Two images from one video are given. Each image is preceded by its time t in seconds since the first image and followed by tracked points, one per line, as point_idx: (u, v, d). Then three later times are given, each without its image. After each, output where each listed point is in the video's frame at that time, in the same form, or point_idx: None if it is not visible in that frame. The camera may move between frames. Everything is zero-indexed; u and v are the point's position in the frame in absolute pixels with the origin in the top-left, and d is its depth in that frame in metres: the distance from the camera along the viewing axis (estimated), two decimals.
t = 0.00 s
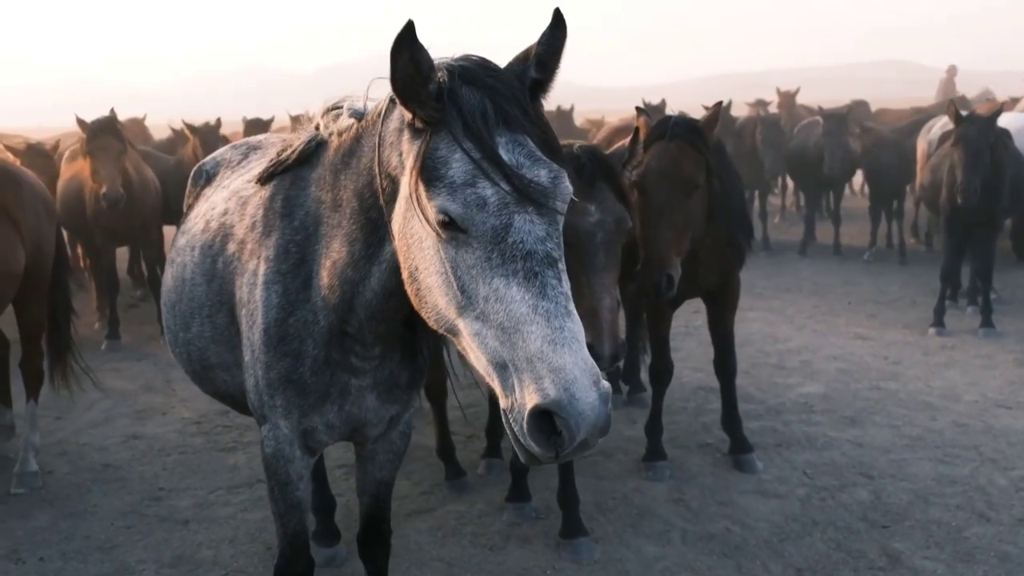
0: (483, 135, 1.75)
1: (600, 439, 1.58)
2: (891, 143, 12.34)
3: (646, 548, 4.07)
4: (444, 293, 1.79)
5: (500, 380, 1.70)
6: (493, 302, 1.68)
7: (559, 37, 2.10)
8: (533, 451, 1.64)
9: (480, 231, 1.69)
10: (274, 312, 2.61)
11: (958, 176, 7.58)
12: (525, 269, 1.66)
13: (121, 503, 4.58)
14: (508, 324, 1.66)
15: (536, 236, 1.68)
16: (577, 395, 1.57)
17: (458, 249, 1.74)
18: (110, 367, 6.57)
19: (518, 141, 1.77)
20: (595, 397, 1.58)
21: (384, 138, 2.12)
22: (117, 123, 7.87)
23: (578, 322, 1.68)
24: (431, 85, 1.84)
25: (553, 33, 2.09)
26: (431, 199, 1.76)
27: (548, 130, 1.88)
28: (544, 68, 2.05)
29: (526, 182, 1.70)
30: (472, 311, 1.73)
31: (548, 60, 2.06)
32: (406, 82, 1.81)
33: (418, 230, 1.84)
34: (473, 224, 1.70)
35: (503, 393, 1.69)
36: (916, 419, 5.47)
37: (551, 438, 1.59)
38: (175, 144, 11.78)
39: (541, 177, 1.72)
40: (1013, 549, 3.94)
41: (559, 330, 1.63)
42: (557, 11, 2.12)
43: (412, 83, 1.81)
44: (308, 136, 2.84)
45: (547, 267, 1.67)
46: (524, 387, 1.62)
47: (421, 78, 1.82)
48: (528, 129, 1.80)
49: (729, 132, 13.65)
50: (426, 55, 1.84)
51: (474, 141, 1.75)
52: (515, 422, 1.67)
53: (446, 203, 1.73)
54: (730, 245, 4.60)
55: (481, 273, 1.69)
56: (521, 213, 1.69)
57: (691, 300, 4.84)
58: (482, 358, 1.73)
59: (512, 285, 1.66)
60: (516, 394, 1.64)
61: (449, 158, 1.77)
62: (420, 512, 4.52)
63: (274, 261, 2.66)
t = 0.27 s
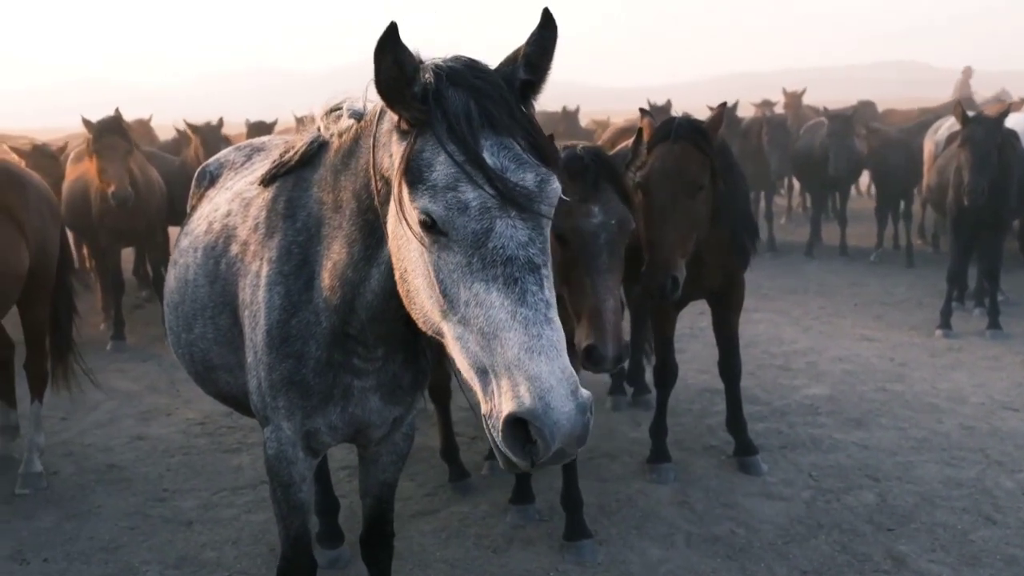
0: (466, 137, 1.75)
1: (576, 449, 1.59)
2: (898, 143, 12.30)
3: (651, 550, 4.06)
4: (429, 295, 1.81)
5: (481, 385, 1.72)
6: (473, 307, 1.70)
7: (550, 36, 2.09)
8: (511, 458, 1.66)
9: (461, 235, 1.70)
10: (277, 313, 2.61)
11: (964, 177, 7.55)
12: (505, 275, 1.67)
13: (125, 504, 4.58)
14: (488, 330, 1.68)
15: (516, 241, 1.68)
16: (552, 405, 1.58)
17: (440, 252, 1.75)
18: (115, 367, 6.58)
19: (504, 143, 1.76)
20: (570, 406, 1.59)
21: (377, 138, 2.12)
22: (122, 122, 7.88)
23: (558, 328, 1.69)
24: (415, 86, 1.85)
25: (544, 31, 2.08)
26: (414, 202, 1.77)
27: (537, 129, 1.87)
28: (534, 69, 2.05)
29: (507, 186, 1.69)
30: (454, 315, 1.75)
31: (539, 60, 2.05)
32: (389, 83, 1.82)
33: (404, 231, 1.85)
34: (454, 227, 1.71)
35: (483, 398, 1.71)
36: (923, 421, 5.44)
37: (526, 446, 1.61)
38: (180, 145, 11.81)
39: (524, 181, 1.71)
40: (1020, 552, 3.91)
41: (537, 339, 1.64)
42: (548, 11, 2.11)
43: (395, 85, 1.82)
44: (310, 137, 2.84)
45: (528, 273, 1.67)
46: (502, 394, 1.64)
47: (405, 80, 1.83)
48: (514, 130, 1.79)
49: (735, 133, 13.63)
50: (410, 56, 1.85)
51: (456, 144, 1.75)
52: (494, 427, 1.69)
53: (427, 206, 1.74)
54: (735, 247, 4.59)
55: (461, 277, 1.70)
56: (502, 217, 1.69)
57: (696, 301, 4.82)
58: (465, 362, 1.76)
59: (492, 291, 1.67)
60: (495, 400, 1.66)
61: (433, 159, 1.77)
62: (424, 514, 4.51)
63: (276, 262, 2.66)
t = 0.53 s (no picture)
0: (456, 139, 1.77)
1: (556, 459, 1.60)
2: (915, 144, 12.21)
3: (663, 553, 4.04)
4: (421, 297, 1.83)
5: (468, 389, 1.74)
6: (459, 311, 1.72)
7: (548, 37, 2.09)
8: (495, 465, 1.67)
9: (447, 239, 1.72)
10: (288, 313, 2.61)
11: (982, 178, 7.49)
12: (491, 281, 1.68)
13: (139, 503, 4.60)
14: (472, 335, 1.69)
15: (503, 246, 1.69)
16: (531, 414, 1.59)
17: (430, 255, 1.77)
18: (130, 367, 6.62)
19: (495, 146, 1.78)
20: (550, 416, 1.59)
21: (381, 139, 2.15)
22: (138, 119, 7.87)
23: (545, 335, 1.70)
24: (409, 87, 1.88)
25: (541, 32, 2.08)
26: (405, 204, 1.80)
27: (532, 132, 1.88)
28: (531, 69, 2.05)
29: (495, 190, 1.71)
30: (443, 318, 1.77)
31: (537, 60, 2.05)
32: (382, 83, 1.85)
33: (400, 232, 1.88)
34: (441, 230, 1.73)
35: (470, 403, 1.73)
36: (939, 425, 5.39)
37: (506, 454, 1.62)
38: (195, 145, 11.87)
39: (513, 185, 1.73)
40: None
41: (521, 346, 1.65)
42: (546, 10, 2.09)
43: (387, 85, 1.85)
44: (323, 137, 2.85)
45: (513, 279, 1.68)
46: (485, 401, 1.66)
47: (398, 80, 1.86)
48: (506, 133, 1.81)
49: (751, 133, 13.57)
50: (402, 57, 1.88)
51: (446, 146, 1.78)
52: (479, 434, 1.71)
53: (416, 208, 1.76)
54: (749, 248, 4.56)
55: (448, 281, 1.72)
56: (490, 221, 1.70)
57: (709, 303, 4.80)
58: (454, 364, 1.78)
59: (478, 295, 1.69)
60: (479, 406, 1.68)
61: (424, 161, 1.79)
62: (436, 515, 4.51)
63: (289, 262, 2.66)
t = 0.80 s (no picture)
0: (446, 141, 1.81)
1: (536, 467, 1.59)
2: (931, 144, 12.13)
3: (673, 555, 4.02)
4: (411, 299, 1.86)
5: (454, 394, 1.75)
6: (445, 315, 1.74)
7: (542, 41, 2.13)
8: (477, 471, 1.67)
9: (433, 241, 1.75)
10: (299, 313, 2.61)
11: (998, 179, 7.43)
12: (476, 285, 1.70)
13: (151, 502, 4.62)
14: (456, 339, 1.71)
15: (489, 250, 1.72)
16: (511, 421, 1.58)
17: (418, 257, 1.80)
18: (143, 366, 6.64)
19: (485, 148, 1.82)
20: (531, 423, 1.59)
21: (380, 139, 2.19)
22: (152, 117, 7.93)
23: (530, 341, 1.70)
24: (400, 86, 1.93)
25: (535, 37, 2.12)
26: (394, 205, 1.83)
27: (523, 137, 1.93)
28: (524, 73, 2.10)
29: (482, 194, 1.74)
30: (431, 322, 1.79)
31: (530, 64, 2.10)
32: (373, 81, 1.90)
33: (392, 234, 1.92)
34: (427, 232, 1.76)
35: (455, 408, 1.74)
36: (954, 427, 5.34)
37: (485, 460, 1.62)
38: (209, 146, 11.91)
39: (501, 189, 1.76)
40: None
41: (503, 353, 1.65)
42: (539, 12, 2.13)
43: (378, 85, 1.90)
44: (334, 137, 2.85)
45: (498, 284, 1.70)
46: (467, 407, 1.67)
47: (389, 79, 1.91)
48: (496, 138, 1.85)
49: (764, 134, 13.51)
50: (392, 57, 1.93)
51: (435, 149, 1.82)
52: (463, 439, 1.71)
53: (403, 209, 1.79)
54: (762, 249, 4.54)
55: (435, 284, 1.75)
56: (476, 225, 1.73)
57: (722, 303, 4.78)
58: (443, 369, 1.80)
59: (462, 299, 1.71)
60: (462, 412, 1.69)
61: (414, 163, 1.84)
62: (447, 515, 4.50)
63: (299, 262, 2.67)
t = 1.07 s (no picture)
0: (438, 145, 1.84)
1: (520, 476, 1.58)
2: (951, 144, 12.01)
3: (689, 557, 4.00)
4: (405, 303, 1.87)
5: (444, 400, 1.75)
6: (435, 320, 1.75)
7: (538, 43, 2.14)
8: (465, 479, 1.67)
9: (423, 244, 1.76)
10: (313, 312, 2.62)
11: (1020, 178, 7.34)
12: (464, 289, 1.70)
13: (167, 500, 4.64)
14: (445, 344, 1.72)
15: (478, 254, 1.72)
16: (493, 428, 1.59)
17: (409, 260, 1.81)
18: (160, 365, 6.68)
19: (478, 152, 1.85)
20: (514, 431, 1.58)
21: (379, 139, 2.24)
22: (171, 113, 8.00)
23: (518, 348, 1.69)
24: (393, 88, 2.00)
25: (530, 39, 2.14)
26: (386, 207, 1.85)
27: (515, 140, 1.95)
28: (520, 76, 2.12)
29: (472, 197, 1.75)
30: (422, 326, 1.80)
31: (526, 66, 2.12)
32: (367, 83, 1.97)
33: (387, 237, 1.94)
34: (417, 234, 1.77)
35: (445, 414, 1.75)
36: (974, 430, 5.28)
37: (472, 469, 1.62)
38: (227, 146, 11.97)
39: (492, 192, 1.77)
40: None
41: (490, 359, 1.65)
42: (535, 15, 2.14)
43: (371, 84, 1.97)
44: (350, 137, 2.85)
45: (486, 288, 1.70)
46: (455, 414, 1.67)
47: (382, 81, 1.98)
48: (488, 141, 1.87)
49: (782, 134, 13.43)
50: (386, 59, 1.99)
51: (427, 152, 1.84)
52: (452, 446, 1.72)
53: (393, 212, 1.81)
54: (778, 250, 4.50)
55: (424, 288, 1.76)
56: (466, 228, 1.74)
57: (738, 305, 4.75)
58: (434, 374, 1.80)
59: (451, 303, 1.72)
60: (450, 419, 1.69)
61: (407, 165, 1.86)
62: (461, 515, 4.50)
63: (315, 261, 2.67)
